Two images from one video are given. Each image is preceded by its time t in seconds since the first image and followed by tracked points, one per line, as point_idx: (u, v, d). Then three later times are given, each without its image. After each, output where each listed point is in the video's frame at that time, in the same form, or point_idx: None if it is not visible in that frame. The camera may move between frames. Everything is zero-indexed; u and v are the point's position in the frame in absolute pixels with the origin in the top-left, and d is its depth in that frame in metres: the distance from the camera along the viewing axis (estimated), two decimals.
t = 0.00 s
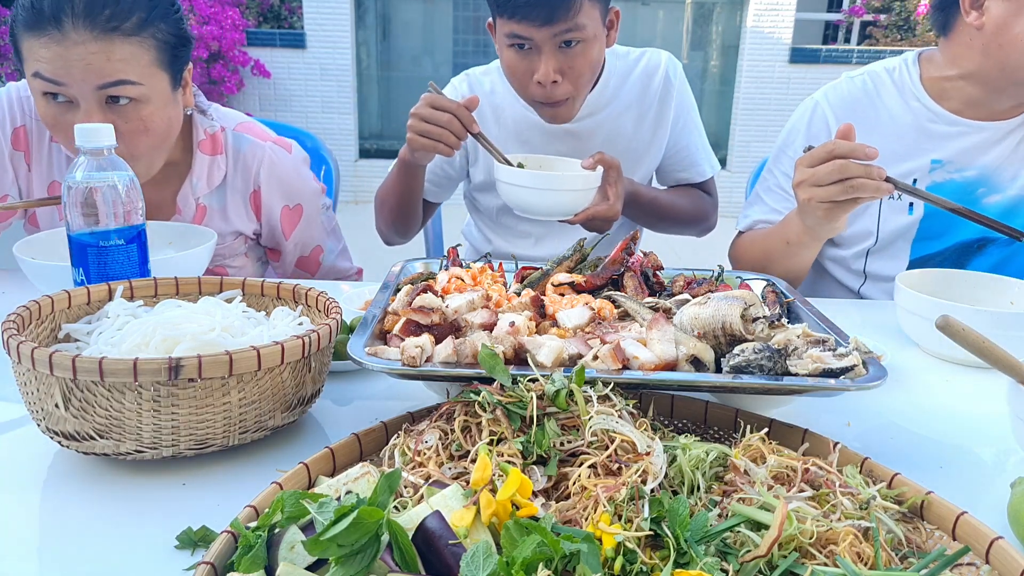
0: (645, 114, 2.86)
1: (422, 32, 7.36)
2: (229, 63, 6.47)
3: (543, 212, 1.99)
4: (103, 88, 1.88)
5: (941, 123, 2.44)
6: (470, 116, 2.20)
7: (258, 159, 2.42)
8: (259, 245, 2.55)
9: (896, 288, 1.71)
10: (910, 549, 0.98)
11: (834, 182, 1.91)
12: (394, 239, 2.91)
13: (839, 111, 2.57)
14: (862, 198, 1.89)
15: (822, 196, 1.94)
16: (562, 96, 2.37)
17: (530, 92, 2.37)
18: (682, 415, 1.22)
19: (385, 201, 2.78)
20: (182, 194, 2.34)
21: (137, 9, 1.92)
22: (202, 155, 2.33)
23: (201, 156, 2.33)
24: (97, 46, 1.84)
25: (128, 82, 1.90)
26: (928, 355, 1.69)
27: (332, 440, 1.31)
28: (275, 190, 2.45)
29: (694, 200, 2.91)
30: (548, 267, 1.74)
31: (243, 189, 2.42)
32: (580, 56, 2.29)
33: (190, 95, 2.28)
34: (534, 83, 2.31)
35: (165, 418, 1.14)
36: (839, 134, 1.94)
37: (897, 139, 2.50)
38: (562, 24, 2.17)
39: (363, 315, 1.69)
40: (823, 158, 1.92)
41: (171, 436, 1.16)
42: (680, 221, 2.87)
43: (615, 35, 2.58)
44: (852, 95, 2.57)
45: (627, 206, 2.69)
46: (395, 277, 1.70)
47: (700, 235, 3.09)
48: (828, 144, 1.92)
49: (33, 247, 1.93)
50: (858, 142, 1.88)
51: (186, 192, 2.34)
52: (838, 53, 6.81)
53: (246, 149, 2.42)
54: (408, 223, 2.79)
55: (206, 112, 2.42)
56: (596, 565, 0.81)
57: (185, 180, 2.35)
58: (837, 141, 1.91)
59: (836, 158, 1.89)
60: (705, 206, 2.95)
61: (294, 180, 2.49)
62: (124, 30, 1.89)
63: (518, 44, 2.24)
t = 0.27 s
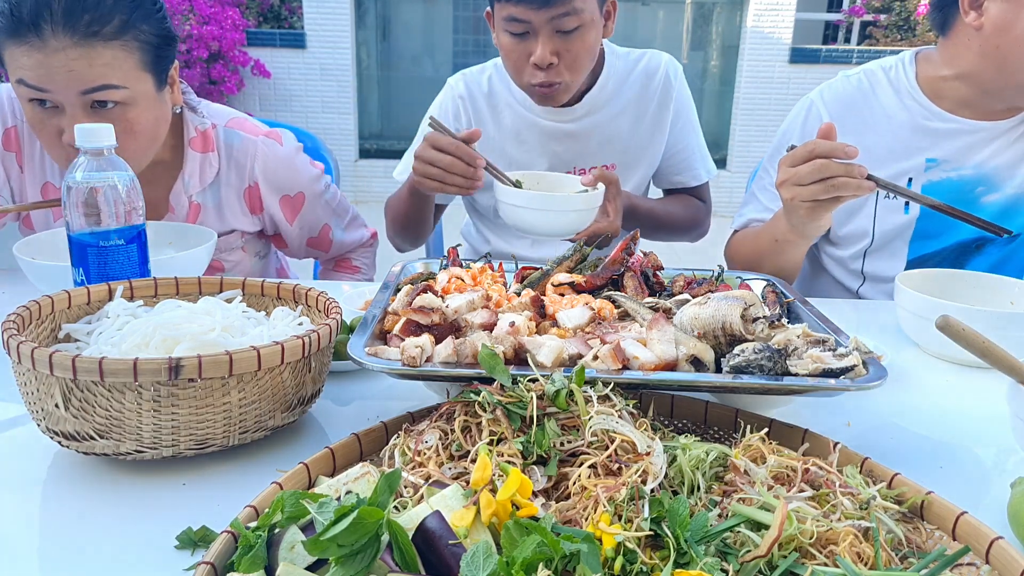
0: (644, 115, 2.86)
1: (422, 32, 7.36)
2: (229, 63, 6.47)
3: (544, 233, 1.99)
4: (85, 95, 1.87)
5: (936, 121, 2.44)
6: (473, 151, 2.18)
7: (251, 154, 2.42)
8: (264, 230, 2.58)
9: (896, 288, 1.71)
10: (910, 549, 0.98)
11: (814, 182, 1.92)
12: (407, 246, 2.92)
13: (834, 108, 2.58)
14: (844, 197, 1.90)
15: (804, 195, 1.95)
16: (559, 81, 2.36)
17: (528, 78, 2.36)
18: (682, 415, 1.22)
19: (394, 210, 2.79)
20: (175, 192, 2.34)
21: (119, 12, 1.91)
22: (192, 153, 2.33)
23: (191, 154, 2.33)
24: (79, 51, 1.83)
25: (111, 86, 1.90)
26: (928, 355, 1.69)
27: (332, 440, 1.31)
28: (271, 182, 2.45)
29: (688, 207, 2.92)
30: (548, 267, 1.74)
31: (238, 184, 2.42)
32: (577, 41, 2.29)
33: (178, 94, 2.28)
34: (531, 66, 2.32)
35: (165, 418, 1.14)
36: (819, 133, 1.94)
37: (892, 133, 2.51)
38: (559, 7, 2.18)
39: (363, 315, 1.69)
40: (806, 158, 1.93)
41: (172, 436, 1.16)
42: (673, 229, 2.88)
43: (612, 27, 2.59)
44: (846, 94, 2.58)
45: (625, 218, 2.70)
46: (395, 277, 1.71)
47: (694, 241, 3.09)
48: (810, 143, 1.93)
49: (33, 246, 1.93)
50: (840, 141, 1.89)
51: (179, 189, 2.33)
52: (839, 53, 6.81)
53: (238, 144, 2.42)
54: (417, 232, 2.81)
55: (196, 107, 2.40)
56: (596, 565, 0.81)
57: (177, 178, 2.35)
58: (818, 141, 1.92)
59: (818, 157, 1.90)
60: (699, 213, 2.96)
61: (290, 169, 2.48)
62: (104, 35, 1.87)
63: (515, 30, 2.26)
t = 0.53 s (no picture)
0: (643, 116, 2.86)
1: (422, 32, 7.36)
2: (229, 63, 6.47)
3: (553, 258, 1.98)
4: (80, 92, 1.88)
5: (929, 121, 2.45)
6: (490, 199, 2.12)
7: (248, 149, 2.42)
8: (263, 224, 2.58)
9: (896, 288, 1.71)
10: (910, 549, 0.98)
11: (808, 184, 1.93)
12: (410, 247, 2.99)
13: (826, 112, 2.60)
14: (838, 199, 1.91)
15: (798, 198, 1.97)
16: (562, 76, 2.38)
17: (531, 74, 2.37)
18: (682, 415, 1.22)
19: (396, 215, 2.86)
20: (171, 188, 2.33)
21: (111, 10, 1.90)
22: (190, 149, 2.33)
23: (190, 150, 2.33)
24: (70, 50, 1.83)
25: (104, 85, 1.90)
26: (928, 355, 1.69)
27: (333, 440, 1.31)
28: (268, 177, 2.46)
29: (688, 214, 2.91)
30: (548, 267, 1.74)
31: (234, 178, 2.43)
32: (582, 36, 2.29)
33: (173, 92, 2.26)
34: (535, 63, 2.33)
35: (165, 418, 1.14)
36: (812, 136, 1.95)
37: (884, 137, 2.52)
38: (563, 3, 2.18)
39: (363, 315, 1.69)
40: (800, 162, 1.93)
41: (171, 436, 1.16)
42: (672, 238, 2.87)
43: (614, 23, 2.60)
44: (838, 96, 2.60)
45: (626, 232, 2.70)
46: (396, 277, 1.71)
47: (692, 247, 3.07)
48: (802, 145, 1.93)
49: (33, 246, 1.93)
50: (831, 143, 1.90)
51: (175, 185, 2.33)
52: (838, 53, 6.81)
53: (235, 138, 2.42)
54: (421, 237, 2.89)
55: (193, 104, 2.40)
56: (596, 565, 0.81)
57: (174, 173, 2.34)
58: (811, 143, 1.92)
59: (811, 159, 1.91)
60: (699, 221, 2.94)
61: (287, 163, 2.48)
62: (97, 33, 1.87)
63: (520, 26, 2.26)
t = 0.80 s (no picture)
0: (644, 114, 2.86)
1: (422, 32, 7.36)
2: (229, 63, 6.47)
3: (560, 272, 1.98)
4: (77, 97, 1.88)
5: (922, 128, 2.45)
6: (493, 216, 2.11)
7: (246, 147, 2.42)
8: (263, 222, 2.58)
9: (896, 288, 1.71)
10: (910, 549, 0.97)
11: (789, 198, 1.94)
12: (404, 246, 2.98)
13: (821, 120, 2.60)
14: (819, 213, 1.92)
15: (779, 211, 1.97)
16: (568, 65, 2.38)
17: (536, 62, 2.37)
18: (682, 414, 1.22)
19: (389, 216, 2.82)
20: (170, 187, 2.34)
21: (105, 15, 1.89)
22: (187, 147, 2.33)
23: (186, 149, 2.33)
24: (66, 57, 1.82)
25: (101, 89, 1.91)
26: (928, 355, 1.69)
27: (333, 440, 1.31)
28: (266, 175, 2.46)
29: (686, 219, 2.90)
30: (548, 267, 1.74)
31: (231, 177, 2.42)
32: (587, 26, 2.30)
33: (170, 92, 2.27)
34: (539, 49, 2.33)
35: (165, 418, 1.14)
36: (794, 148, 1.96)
37: (879, 143, 2.52)
38: None
39: (363, 315, 1.69)
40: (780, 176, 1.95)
41: (171, 436, 1.16)
42: (671, 243, 2.84)
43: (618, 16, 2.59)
44: (832, 103, 2.60)
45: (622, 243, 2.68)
46: (395, 277, 1.71)
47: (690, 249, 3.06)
48: (783, 159, 1.94)
49: (33, 246, 1.93)
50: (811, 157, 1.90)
51: (173, 184, 2.34)
52: (838, 53, 6.81)
53: (232, 138, 2.41)
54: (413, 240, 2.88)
55: (190, 104, 2.40)
56: (596, 565, 0.81)
57: (172, 173, 2.35)
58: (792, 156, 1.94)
59: (790, 173, 1.92)
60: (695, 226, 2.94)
61: (286, 161, 2.48)
62: (92, 39, 1.86)
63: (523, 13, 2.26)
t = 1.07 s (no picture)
0: (643, 110, 2.86)
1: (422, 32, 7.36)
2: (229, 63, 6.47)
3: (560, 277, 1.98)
4: (71, 90, 1.87)
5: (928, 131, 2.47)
6: (490, 223, 2.09)
7: (240, 144, 2.42)
8: (257, 220, 2.57)
9: (896, 288, 1.72)
10: (910, 549, 0.97)
11: (796, 201, 1.94)
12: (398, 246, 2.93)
13: (829, 121, 2.58)
14: (827, 215, 1.92)
15: (786, 215, 1.97)
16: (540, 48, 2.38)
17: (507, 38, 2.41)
18: (682, 415, 1.22)
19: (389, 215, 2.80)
20: (163, 184, 2.34)
21: (101, 6, 1.91)
22: (180, 144, 2.33)
23: (179, 145, 2.33)
24: (61, 46, 1.82)
25: (95, 82, 1.90)
26: (928, 355, 1.70)
27: (332, 440, 1.31)
28: (260, 174, 2.45)
29: (682, 219, 2.89)
30: (548, 267, 1.74)
31: (225, 174, 2.42)
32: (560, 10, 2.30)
33: (164, 89, 2.27)
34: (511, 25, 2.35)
35: (165, 419, 1.14)
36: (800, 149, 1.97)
37: (882, 146, 2.53)
38: None
39: (363, 315, 1.69)
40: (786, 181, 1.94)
41: (171, 436, 1.16)
42: (669, 242, 2.84)
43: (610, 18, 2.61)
44: (840, 103, 2.59)
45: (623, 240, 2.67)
46: (395, 277, 1.71)
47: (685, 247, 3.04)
48: (789, 162, 1.94)
49: (33, 246, 1.93)
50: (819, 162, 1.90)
51: (166, 181, 2.34)
52: (838, 53, 6.82)
53: (224, 133, 2.41)
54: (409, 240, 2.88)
55: (184, 99, 2.41)
56: (596, 565, 0.81)
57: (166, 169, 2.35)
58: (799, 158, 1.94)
59: (798, 176, 1.92)
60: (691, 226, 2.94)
61: (280, 159, 2.47)
62: (87, 29, 1.87)
63: None
